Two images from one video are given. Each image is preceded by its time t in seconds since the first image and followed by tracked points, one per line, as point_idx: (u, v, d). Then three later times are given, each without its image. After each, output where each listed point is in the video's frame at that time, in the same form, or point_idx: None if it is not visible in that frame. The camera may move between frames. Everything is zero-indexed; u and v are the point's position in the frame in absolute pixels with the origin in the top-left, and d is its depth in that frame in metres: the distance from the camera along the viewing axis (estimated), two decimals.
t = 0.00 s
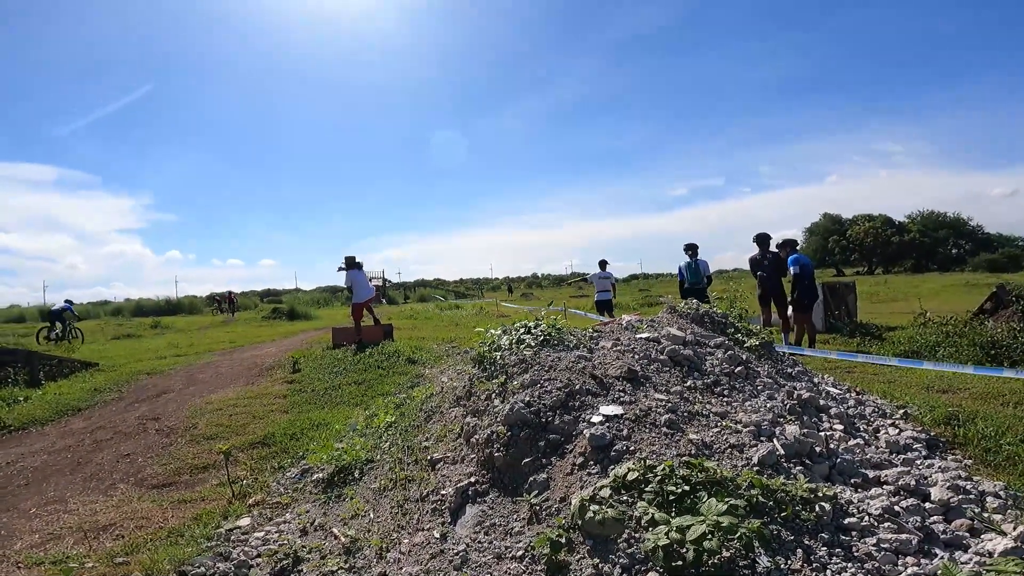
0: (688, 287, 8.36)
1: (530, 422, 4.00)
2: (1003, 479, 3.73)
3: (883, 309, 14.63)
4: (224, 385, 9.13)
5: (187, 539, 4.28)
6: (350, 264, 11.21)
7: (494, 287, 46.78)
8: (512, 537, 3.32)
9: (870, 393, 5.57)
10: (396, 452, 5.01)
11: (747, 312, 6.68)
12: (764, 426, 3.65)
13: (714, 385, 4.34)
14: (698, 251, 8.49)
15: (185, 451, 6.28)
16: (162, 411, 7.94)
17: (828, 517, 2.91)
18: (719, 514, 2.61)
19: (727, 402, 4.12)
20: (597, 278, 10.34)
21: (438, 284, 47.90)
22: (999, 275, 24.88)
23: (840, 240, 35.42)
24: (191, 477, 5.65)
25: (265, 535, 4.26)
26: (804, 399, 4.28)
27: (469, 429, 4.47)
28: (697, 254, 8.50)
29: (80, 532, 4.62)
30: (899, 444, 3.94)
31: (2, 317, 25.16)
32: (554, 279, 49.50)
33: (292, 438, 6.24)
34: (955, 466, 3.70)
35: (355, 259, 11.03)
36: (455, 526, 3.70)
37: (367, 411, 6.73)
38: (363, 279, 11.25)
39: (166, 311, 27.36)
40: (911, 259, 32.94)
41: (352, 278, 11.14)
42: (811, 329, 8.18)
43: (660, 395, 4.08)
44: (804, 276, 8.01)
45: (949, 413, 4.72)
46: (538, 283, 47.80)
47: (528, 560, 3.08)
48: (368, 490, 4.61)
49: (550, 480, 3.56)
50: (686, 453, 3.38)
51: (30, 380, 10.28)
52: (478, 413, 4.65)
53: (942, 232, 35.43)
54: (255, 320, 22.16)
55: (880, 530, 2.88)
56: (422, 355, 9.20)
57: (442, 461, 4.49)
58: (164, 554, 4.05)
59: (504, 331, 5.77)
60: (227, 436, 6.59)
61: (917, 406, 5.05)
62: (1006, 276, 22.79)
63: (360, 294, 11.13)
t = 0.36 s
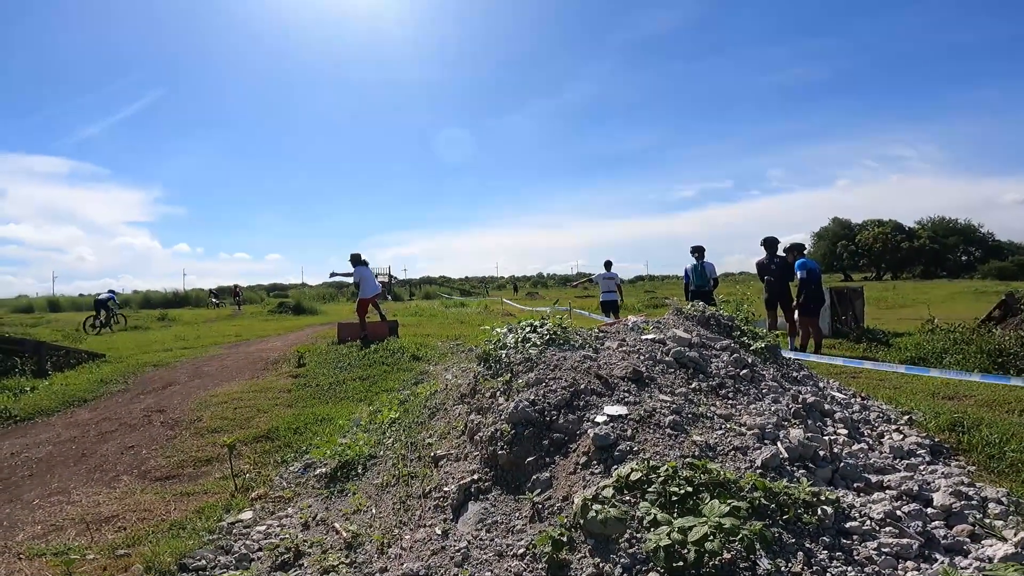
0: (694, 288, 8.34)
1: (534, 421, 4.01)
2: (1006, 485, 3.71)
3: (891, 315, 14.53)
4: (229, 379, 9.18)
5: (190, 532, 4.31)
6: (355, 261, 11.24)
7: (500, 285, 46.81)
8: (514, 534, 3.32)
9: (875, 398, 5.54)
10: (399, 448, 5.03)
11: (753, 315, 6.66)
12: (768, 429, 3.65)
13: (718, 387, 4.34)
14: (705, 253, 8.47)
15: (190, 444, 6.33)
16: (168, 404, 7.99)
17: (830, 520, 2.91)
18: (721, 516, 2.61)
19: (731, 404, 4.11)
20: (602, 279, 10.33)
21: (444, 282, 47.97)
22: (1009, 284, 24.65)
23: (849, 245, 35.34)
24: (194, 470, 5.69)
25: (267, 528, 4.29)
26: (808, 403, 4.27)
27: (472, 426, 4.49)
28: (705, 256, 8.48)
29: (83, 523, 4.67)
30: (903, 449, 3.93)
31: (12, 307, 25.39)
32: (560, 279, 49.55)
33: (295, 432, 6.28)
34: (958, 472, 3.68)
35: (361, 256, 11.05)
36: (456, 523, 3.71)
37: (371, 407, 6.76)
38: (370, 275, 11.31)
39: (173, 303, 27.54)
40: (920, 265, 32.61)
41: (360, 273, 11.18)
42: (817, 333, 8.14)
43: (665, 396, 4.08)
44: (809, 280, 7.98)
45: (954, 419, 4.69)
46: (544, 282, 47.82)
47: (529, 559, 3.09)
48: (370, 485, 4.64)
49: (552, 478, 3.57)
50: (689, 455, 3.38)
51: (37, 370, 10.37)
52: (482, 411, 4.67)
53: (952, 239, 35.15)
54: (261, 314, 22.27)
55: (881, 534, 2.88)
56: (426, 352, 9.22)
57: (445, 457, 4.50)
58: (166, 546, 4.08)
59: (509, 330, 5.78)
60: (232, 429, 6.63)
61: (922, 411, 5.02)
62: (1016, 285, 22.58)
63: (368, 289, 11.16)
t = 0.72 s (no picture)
0: (712, 286, 8.25)
1: (548, 417, 4.00)
2: None
3: (916, 315, 14.25)
4: (248, 372, 9.30)
5: (208, 525, 4.37)
6: (372, 255, 11.29)
7: (516, 282, 46.81)
8: (526, 531, 3.32)
9: (897, 399, 5.44)
10: (414, 443, 5.05)
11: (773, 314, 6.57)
12: (786, 429, 3.60)
13: (736, 386, 4.28)
14: (724, 251, 8.38)
15: (209, 437, 6.42)
16: (189, 397, 8.12)
17: (848, 521, 2.86)
18: (737, 516, 2.58)
19: (749, 403, 4.07)
20: (619, 276, 10.26)
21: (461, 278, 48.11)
22: None
23: (872, 244, 34.77)
24: (213, 463, 5.77)
25: (282, 522, 4.34)
26: (828, 403, 4.20)
27: (487, 422, 4.49)
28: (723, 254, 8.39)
29: (104, 515, 4.76)
30: (925, 451, 3.85)
31: (40, 301, 25.99)
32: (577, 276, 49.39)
33: (312, 426, 6.34)
34: (981, 475, 3.60)
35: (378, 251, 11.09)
36: (469, 519, 3.72)
37: (386, 402, 6.80)
38: (386, 270, 11.37)
39: (195, 298, 27.98)
40: (947, 265, 31.69)
41: (376, 268, 11.25)
42: (838, 332, 8.00)
43: (681, 394, 4.04)
44: (828, 279, 7.86)
45: (978, 420, 4.59)
46: (561, 279, 47.74)
47: (541, 555, 3.08)
48: (385, 480, 4.66)
49: (566, 475, 3.56)
50: (705, 453, 3.35)
51: (63, 363, 10.60)
52: (497, 407, 4.66)
53: (979, 239, 34.35)
54: (281, 309, 22.53)
55: (900, 535, 2.82)
56: (442, 348, 9.25)
57: (459, 453, 4.51)
58: (184, 538, 4.14)
59: (525, 326, 5.77)
60: (250, 423, 6.72)
61: (945, 413, 4.92)
62: None
63: (383, 283, 11.22)
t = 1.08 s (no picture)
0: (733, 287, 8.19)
1: (569, 416, 4.01)
2: None
3: (944, 317, 13.96)
4: (272, 367, 9.45)
5: (232, 519, 4.46)
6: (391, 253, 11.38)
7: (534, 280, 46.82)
8: (546, 529, 3.33)
9: (925, 402, 5.35)
10: (434, 440, 5.09)
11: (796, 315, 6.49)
12: (810, 430, 3.56)
13: (760, 387, 4.25)
14: (746, 250, 8.30)
15: (233, 431, 6.54)
16: (213, 391, 8.27)
17: (873, 523, 2.83)
18: (759, 516, 2.57)
19: (772, 404, 4.03)
20: (638, 275, 10.21)
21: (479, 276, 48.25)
22: None
23: (899, 245, 34.11)
24: (237, 457, 5.88)
25: (304, 517, 4.40)
26: (853, 405, 4.14)
27: (507, 420, 4.50)
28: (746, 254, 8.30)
29: (131, 509, 4.88)
30: (952, 454, 3.79)
31: (70, 295, 26.64)
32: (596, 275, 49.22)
33: (333, 422, 6.42)
34: (1011, 479, 3.53)
35: (396, 248, 11.17)
36: (489, 516, 3.75)
37: (406, 398, 6.87)
38: (404, 268, 11.44)
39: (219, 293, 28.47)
40: (977, 267, 30.99)
41: (394, 266, 11.35)
42: (857, 333, 7.85)
43: (704, 394, 4.02)
44: (843, 280, 7.75)
45: (1008, 425, 4.49)
46: (579, 277, 47.64)
47: (560, 553, 3.09)
48: (405, 476, 4.71)
49: (586, 474, 3.57)
50: (728, 453, 3.33)
51: (93, 356, 10.86)
52: (518, 405, 4.68)
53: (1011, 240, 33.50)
54: (302, 304, 22.82)
55: (926, 538, 2.78)
56: (461, 345, 9.29)
57: (479, 450, 4.54)
58: (209, 532, 4.23)
59: (546, 324, 5.77)
60: (273, 417, 6.82)
61: (973, 416, 4.82)
62: None
63: (400, 281, 11.32)
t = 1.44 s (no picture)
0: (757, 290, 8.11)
1: (592, 416, 4.01)
2: None
3: (975, 322, 13.63)
4: (294, 365, 9.58)
5: (256, 515, 4.54)
6: (411, 255, 11.46)
7: (553, 280, 46.76)
8: (567, 529, 3.34)
9: (954, 407, 5.25)
10: (454, 439, 5.12)
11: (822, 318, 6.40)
12: (838, 433, 3.52)
13: (785, 389, 4.20)
14: (771, 253, 8.20)
15: (258, 427, 6.65)
16: (238, 388, 8.42)
17: (901, 527, 2.79)
18: (785, 518, 2.55)
19: (798, 407, 3.99)
20: (659, 277, 10.15)
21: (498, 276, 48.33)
22: None
23: (927, 247, 33.40)
24: (261, 453, 5.98)
25: (327, 513, 4.46)
26: (882, 408, 4.08)
27: (529, 419, 4.52)
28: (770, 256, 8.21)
29: (159, 504, 4.99)
30: (983, 459, 3.71)
31: (99, 293, 27.29)
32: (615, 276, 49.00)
33: (354, 420, 6.50)
34: None
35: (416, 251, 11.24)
36: (510, 515, 3.76)
37: (426, 397, 6.92)
38: (423, 270, 11.52)
39: (242, 292, 28.92)
40: (1008, 270, 30.05)
41: (411, 268, 11.46)
42: (880, 337, 7.70)
43: (728, 396, 3.99)
44: (865, 282, 7.63)
45: None
46: (599, 278, 47.48)
47: (581, 553, 3.10)
48: (426, 475, 4.74)
49: (608, 474, 3.57)
50: (753, 456, 3.30)
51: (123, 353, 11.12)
52: (539, 405, 4.69)
53: None
54: (324, 303, 23.07)
55: (956, 543, 2.74)
56: (481, 345, 9.33)
57: (500, 450, 4.56)
58: (234, 527, 4.31)
59: (567, 324, 5.77)
60: (296, 415, 6.92)
61: (1004, 423, 4.72)
62: None
63: (416, 284, 11.41)
